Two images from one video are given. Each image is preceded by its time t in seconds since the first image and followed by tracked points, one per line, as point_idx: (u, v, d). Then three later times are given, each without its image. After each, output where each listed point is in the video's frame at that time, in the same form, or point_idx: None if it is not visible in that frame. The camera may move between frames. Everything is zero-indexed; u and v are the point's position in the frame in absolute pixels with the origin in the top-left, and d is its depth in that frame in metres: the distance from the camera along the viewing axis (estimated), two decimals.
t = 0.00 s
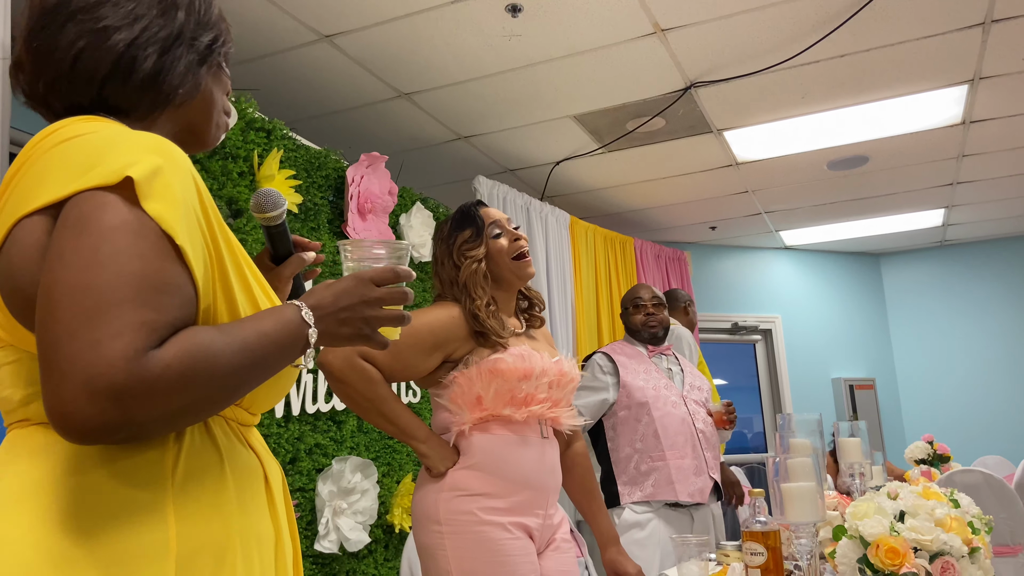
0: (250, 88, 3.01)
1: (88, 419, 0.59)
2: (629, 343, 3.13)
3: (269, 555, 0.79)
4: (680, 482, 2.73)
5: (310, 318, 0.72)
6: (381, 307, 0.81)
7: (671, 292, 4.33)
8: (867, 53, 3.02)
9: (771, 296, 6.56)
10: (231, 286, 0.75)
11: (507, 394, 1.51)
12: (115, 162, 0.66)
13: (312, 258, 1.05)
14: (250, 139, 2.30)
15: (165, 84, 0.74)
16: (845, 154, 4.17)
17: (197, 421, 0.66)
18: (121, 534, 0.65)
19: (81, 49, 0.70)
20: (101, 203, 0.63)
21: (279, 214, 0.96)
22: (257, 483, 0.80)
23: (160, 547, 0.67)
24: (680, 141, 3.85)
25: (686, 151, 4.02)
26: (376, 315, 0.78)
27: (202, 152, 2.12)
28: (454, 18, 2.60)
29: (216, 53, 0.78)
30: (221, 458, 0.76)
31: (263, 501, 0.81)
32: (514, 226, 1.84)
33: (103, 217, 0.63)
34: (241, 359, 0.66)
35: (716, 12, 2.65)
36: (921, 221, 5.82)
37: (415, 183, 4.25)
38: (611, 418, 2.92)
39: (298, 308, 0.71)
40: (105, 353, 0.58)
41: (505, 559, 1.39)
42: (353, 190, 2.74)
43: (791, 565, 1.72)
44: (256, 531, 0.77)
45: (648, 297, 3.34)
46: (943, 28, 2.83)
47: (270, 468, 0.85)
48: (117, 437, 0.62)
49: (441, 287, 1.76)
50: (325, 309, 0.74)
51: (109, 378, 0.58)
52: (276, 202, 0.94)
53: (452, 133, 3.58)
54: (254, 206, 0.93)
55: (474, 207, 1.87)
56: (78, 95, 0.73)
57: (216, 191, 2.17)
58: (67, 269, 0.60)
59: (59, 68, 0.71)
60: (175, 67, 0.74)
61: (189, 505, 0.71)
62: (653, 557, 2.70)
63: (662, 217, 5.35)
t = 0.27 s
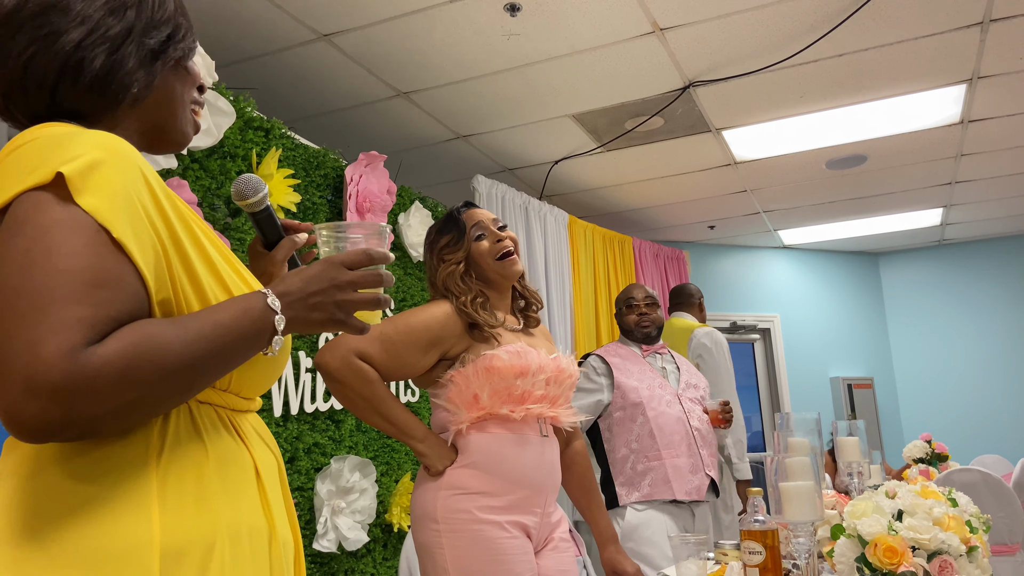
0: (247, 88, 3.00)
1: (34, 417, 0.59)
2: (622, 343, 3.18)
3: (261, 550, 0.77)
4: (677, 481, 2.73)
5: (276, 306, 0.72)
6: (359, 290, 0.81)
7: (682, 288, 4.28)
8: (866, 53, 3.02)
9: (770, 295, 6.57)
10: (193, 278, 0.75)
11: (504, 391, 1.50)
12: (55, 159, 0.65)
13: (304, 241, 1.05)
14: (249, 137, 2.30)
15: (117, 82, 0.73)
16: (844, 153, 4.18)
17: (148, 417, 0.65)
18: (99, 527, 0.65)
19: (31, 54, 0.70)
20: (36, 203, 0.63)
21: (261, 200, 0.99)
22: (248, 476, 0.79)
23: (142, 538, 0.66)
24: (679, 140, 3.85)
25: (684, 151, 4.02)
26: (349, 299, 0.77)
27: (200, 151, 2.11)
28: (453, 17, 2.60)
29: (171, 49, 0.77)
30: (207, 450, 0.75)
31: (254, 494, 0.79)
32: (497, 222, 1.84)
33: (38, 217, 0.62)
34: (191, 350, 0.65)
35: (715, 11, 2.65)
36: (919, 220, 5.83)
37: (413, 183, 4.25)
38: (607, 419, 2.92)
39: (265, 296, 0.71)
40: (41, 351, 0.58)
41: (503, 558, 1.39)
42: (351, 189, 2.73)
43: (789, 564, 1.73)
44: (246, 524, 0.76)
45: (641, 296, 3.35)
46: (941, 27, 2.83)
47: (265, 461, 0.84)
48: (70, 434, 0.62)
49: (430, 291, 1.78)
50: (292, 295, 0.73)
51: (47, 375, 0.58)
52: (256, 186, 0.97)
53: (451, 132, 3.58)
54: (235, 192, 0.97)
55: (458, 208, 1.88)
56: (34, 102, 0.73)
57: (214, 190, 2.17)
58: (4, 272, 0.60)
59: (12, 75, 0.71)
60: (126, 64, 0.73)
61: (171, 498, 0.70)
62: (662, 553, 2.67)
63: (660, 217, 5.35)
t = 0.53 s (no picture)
0: (246, 87, 3.00)
1: (9, 423, 0.59)
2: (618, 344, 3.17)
3: (254, 548, 0.77)
4: (678, 481, 2.75)
5: (258, 301, 0.72)
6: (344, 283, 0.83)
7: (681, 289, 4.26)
8: (864, 53, 3.02)
9: (769, 295, 6.57)
10: (174, 278, 0.75)
11: (501, 390, 1.51)
12: (27, 165, 0.66)
13: (303, 229, 1.05)
14: (248, 137, 2.30)
15: (115, 91, 0.74)
16: (843, 153, 4.18)
17: (124, 419, 0.66)
18: (86, 527, 0.65)
19: (30, 60, 0.70)
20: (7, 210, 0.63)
21: (254, 192, 0.99)
22: (240, 474, 0.79)
23: (131, 536, 0.66)
24: (677, 140, 3.86)
25: (683, 150, 4.02)
26: (335, 291, 0.79)
27: (199, 151, 2.11)
28: (452, 17, 2.60)
29: (169, 59, 0.77)
30: (197, 449, 0.75)
31: (247, 492, 0.79)
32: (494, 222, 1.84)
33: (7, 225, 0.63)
34: (166, 349, 0.65)
35: (714, 11, 2.65)
36: (918, 220, 5.83)
37: (412, 183, 4.25)
38: (604, 421, 2.92)
39: (247, 291, 0.72)
40: (11, 357, 0.58)
41: (500, 557, 1.40)
42: (350, 189, 2.73)
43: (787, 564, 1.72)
44: (238, 523, 0.76)
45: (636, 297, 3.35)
46: (939, 27, 2.83)
47: (258, 459, 0.84)
48: (48, 440, 0.62)
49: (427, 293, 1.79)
50: (277, 288, 0.74)
51: (17, 382, 0.58)
52: (249, 180, 0.96)
53: (450, 132, 3.58)
54: (229, 187, 0.97)
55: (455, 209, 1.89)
56: (29, 109, 0.73)
57: (213, 190, 2.16)
58: None
59: (6, 81, 0.71)
60: (125, 73, 0.73)
61: (160, 498, 0.70)
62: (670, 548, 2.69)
63: (659, 216, 5.36)
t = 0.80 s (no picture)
0: (246, 87, 3.00)
1: (21, 422, 0.59)
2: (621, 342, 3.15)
3: (261, 548, 0.77)
4: (681, 479, 2.73)
5: (267, 301, 0.72)
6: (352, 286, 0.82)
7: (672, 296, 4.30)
8: (864, 52, 3.02)
9: (769, 295, 6.57)
10: (182, 278, 0.75)
11: (499, 390, 1.50)
12: (41, 162, 0.65)
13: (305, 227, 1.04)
14: (247, 137, 2.30)
15: (122, 88, 0.73)
16: (843, 153, 4.18)
17: (135, 419, 0.65)
18: (95, 525, 0.65)
19: (37, 57, 0.69)
20: (20, 208, 0.63)
21: (258, 189, 1.00)
22: (246, 475, 0.79)
23: (138, 537, 0.66)
24: (677, 140, 3.86)
25: (683, 150, 4.02)
26: (343, 294, 0.79)
27: (198, 151, 2.11)
28: (451, 16, 2.60)
29: (174, 55, 0.77)
30: (204, 450, 0.75)
31: (253, 492, 0.79)
32: (490, 223, 1.83)
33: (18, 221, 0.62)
34: (177, 350, 0.65)
35: (713, 10, 2.65)
36: (917, 220, 5.83)
37: (412, 182, 4.25)
38: (604, 421, 2.91)
39: (254, 292, 0.71)
40: (24, 356, 0.57)
41: (499, 557, 1.39)
42: (349, 188, 2.72)
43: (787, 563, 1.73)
44: (245, 523, 0.76)
45: (635, 296, 3.36)
46: (938, 27, 2.84)
47: (264, 459, 0.84)
48: (58, 438, 0.61)
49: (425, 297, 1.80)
50: (286, 290, 0.74)
51: (30, 381, 0.57)
52: (252, 176, 0.98)
53: (450, 131, 3.58)
54: (232, 182, 0.98)
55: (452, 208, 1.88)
56: (37, 107, 0.72)
57: (213, 189, 2.16)
58: None
59: (13, 80, 0.70)
60: (132, 71, 0.73)
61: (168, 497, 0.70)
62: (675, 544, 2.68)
63: (659, 216, 5.36)
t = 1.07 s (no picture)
0: (246, 87, 3.00)
1: (44, 427, 0.59)
2: (618, 343, 3.16)
3: (267, 550, 0.78)
4: (678, 482, 2.74)
5: (281, 307, 0.72)
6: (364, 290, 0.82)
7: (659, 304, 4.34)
8: (863, 52, 3.02)
9: (769, 295, 6.57)
10: (197, 278, 0.75)
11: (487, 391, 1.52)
12: (61, 165, 0.65)
13: (311, 232, 1.05)
14: (247, 137, 2.30)
15: (130, 80, 0.73)
16: (843, 153, 4.18)
17: (154, 424, 0.65)
18: (106, 531, 0.65)
19: (44, 47, 0.69)
20: (45, 210, 0.62)
21: (265, 192, 0.98)
22: (251, 476, 0.79)
23: (149, 543, 0.66)
24: (677, 139, 3.85)
25: (682, 150, 4.02)
26: (355, 299, 0.78)
27: (198, 151, 2.11)
28: (451, 17, 2.60)
29: (183, 48, 0.77)
30: (211, 452, 0.75)
31: (260, 494, 0.80)
32: (490, 227, 1.83)
33: (44, 224, 0.62)
34: (199, 356, 0.65)
35: (712, 10, 2.64)
36: (917, 219, 5.83)
37: (412, 182, 4.25)
38: (603, 422, 2.92)
39: (270, 298, 0.71)
40: (50, 362, 0.57)
41: (493, 558, 1.39)
42: (349, 188, 2.72)
43: (786, 563, 1.73)
44: (252, 525, 0.76)
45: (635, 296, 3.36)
46: (937, 27, 2.84)
47: (269, 461, 0.84)
48: (78, 444, 0.62)
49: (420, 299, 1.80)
50: (298, 295, 0.74)
51: (55, 387, 0.57)
52: (261, 178, 0.96)
53: (450, 131, 3.58)
54: (240, 185, 0.96)
55: (453, 208, 1.88)
56: (44, 97, 0.72)
57: (213, 189, 2.16)
58: (11, 280, 0.59)
59: (21, 71, 0.70)
60: (140, 62, 0.73)
61: (179, 501, 0.70)
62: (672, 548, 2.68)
63: (659, 216, 5.36)
